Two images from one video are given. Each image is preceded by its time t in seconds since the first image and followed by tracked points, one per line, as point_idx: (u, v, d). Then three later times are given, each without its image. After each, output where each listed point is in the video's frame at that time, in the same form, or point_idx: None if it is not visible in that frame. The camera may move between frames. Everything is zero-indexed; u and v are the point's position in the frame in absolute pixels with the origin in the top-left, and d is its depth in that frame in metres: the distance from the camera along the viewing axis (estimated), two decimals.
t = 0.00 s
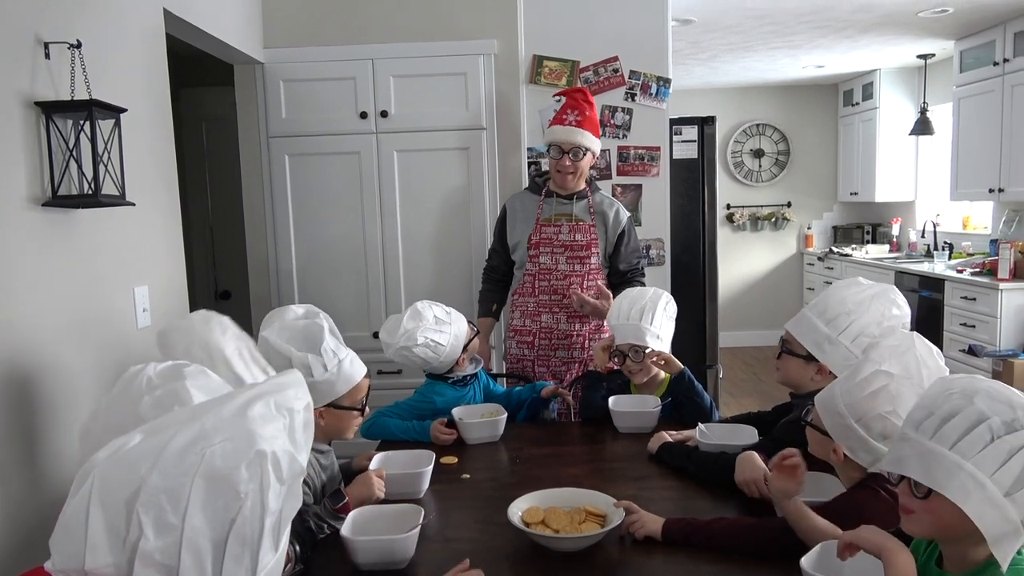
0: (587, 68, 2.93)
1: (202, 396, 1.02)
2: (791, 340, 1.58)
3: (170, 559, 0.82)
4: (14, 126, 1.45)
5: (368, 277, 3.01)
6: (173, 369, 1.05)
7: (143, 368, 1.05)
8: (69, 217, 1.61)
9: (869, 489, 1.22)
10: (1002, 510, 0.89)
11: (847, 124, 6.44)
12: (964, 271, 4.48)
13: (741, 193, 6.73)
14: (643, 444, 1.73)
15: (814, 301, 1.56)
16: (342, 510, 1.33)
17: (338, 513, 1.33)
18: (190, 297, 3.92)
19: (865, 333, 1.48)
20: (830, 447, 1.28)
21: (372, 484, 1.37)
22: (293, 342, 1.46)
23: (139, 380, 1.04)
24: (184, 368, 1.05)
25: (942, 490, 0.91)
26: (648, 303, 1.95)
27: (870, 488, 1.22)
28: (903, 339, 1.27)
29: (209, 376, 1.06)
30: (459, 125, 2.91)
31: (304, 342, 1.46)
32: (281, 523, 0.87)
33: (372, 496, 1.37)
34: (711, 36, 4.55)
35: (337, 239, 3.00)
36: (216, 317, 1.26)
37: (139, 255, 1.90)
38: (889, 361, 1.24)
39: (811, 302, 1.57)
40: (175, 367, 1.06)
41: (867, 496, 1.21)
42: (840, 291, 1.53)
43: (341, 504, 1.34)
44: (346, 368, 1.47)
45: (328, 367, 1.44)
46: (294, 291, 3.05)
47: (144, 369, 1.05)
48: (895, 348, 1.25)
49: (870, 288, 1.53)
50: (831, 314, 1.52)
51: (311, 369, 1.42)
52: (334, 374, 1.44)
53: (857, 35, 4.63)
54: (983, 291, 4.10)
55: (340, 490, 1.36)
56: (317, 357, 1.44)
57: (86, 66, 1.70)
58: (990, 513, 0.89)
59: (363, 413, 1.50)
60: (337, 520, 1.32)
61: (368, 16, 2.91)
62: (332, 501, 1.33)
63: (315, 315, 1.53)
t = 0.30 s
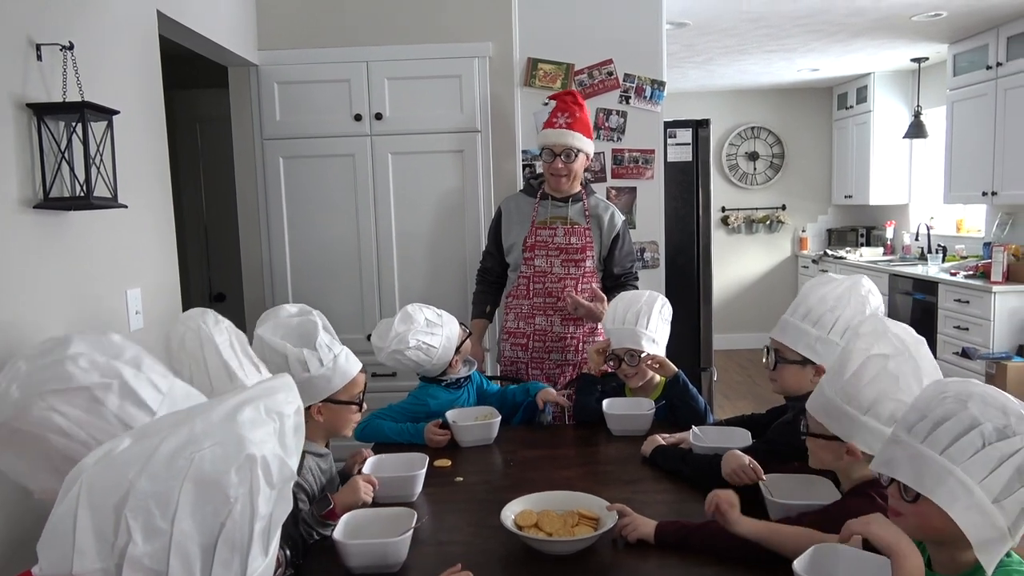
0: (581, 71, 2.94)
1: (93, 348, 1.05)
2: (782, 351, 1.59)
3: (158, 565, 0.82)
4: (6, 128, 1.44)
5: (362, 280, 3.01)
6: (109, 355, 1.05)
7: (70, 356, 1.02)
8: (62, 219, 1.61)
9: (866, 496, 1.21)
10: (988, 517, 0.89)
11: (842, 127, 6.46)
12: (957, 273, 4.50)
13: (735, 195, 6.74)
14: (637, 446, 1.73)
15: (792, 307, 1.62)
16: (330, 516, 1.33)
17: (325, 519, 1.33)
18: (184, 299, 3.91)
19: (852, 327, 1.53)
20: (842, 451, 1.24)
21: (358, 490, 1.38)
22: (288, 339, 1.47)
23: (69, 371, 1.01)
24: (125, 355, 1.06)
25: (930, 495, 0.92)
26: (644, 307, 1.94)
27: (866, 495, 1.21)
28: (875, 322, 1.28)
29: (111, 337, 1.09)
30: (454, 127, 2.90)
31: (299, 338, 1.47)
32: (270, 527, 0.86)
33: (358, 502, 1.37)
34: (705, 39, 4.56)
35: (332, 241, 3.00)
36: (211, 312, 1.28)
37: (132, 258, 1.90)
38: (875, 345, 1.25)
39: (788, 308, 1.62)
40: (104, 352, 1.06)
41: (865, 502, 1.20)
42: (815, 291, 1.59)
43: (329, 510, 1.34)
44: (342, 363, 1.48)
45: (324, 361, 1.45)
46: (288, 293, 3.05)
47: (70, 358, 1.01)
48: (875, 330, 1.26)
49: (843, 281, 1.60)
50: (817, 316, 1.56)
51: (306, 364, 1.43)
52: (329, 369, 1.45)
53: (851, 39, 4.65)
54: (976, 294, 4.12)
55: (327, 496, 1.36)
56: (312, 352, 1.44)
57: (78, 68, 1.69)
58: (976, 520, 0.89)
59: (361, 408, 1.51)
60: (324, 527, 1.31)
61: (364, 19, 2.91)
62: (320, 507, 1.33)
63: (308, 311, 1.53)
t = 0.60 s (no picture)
0: (576, 72, 2.94)
1: (58, 382, 1.08)
2: (777, 353, 1.59)
3: (150, 568, 0.81)
4: None
5: (357, 281, 3.01)
6: (75, 390, 1.08)
7: (38, 401, 1.03)
8: (56, 219, 1.60)
9: (870, 500, 1.22)
10: (990, 529, 0.89)
11: (837, 129, 6.47)
12: (952, 274, 4.51)
13: (731, 196, 6.75)
14: (633, 447, 1.73)
15: (779, 309, 1.63)
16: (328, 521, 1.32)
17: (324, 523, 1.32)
18: (179, 301, 3.90)
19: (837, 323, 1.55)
20: (861, 453, 1.25)
21: (356, 492, 1.37)
22: (263, 352, 1.45)
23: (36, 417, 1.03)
24: (94, 389, 1.10)
25: (934, 503, 0.92)
26: (642, 309, 1.94)
27: (870, 499, 1.22)
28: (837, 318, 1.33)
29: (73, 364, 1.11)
30: (448, 129, 2.90)
31: (274, 348, 1.45)
32: (263, 530, 0.86)
33: (356, 505, 1.36)
34: (701, 41, 4.56)
35: (327, 243, 3.00)
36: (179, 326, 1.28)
37: (126, 260, 1.89)
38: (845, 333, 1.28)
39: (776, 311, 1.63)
40: (71, 387, 1.09)
41: (868, 506, 1.21)
42: (800, 292, 1.61)
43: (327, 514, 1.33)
44: (323, 360, 1.48)
45: (307, 361, 1.45)
46: (283, 294, 3.04)
47: (36, 404, 1.03)
48: (841, 323, 1.30)
49: (824, 282, 1.62)
50: (807, 317, 1.57)
51: (291, 371, 1.43)
52: (313, 369, 1.45)
53: (845, 40, 4.66)
54: (970, 294, 4.13)
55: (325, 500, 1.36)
56: (293, 358, 1.43)
57: (72, 69, 1.69)
58: (977, 531, 0.90)
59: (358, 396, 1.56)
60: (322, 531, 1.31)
61: (359, 20, 2.91)
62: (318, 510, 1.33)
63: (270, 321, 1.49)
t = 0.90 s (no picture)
0: (580, 72, 2.94)
1: (85, 354, 1.14)
2: (788, 357, 1.58)
3: (155, 567, 0.82)
4: (4, 129, 1.44)
5: (361, 281, 3.01)
6: (93, 364, 1.14)
7: (49, 355, 1.13)
8: (60, 219, 1.60)
9: (873, 502, 1.21)
10: (992, 529, 0.89)
11: (840, 129, 6.46)
12: (956, 274, 4.50)
13: (734, 197, 6.74)
14: (636, 447, 1.73)
15: (787, 310, 1.62)
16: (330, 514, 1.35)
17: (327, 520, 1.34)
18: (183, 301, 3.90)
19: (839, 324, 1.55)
20: (866, 456, 1.25)
21: (353, 486, 1.40)
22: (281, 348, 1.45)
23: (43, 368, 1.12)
24: (109, 369, 1.14)
25: (936, 501, 0.92)
26: (646, 309, 1.95)
27: (874, 502, 1.22)
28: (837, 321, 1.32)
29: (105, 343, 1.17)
30: (450, 129, 2.90)
31: (292, 347, 1.45)
32: (268, 530, 0.87)
33: (354, 498, 1.39)
34: (704, 41, 4.56)
35: (330, 243, 3.00)
36: (243, 313, 1.29)
37: (130, 260, 1.90)
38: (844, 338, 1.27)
39: (783, 312, 1.63)
40: (93, 363, 1.14)
41: (871, 508, 1.21)
42: (807, 294, 1.61)
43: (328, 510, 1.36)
44: (335, 373, 1.47)
45: (319, 370, 1.44)
46: (286, 294, 3.04)
47: (48, 355, 1.13)
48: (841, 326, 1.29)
49: (827, 283, 1.63)
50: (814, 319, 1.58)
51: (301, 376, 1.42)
52: (325, 378, 1.45)
53: (848, 40, 4.66)
54: (974, 295, 4.12)
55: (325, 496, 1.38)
56: (306, 363, 1.43)
57: (76, 69, 1.69)
58: (979, 531, 0.89)
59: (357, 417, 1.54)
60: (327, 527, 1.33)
61: (362, 21, 2.91)
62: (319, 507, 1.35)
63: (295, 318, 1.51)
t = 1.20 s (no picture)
0: (582, 71, 2.94)
1: (92, 341, 1.13)
2: (793, 358, 1.57)
3: (161, 561, 0.82)
4: (7, 128, 1.44)
5: (364, 280, 3.01)
6: (101, 350, 1.13)
7: (65, 343, 1.10)
8: (63, 218, 1.60)
9: (875, 500, 1.21)
10: (994, 518, 0.88)
11: (844, 127, 6.45)
12: (960, 273, 4.48)
13: (737, 195, 6.73)
14: (639, 446, 1.73)
15: (790, 311, 1.62)
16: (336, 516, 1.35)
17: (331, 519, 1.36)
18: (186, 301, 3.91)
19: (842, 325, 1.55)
20: (859, 455, 1.25)
21: (365, 489, 1.39)
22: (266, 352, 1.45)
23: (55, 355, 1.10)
24: (118, 357, 1.14)
25: (936, 490, 0.92)
26: (651, 308, 1.94)
27: (876, 500, 1.21)
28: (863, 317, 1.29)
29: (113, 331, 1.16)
30: (452, 128, 2.90)
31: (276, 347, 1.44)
32: (272, 524, 0.87)
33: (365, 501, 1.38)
34: (707, 40, 4.56)
35: (333, 242, 3.00)
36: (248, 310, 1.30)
37: (134, 258, 1.90)
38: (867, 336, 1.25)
39: (786, 313, 1.63)
40: (100, 349, 1.13)
41: (874, 506, 1.20)
42: (809, 294, 1.62)
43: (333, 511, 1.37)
44: (325, 358, 1.48)
45: (308, 361, 1.45)
46: (289, 293, 3.05)
47: (62, 343, 1.10)
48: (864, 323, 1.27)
49: (830, 283, 1.62)
50: (818, 318, 1.58)
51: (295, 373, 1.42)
52: (315, 369, 1.46)
53: (852, 39, 4.65)
54: (979, 294, 4.11)
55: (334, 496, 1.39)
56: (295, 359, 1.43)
57: (79, 69, 1.69)
58: (980, 518, 0.89)
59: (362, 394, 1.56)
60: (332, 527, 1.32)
61: (365, 20, 2.92)
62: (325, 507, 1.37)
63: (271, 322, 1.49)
